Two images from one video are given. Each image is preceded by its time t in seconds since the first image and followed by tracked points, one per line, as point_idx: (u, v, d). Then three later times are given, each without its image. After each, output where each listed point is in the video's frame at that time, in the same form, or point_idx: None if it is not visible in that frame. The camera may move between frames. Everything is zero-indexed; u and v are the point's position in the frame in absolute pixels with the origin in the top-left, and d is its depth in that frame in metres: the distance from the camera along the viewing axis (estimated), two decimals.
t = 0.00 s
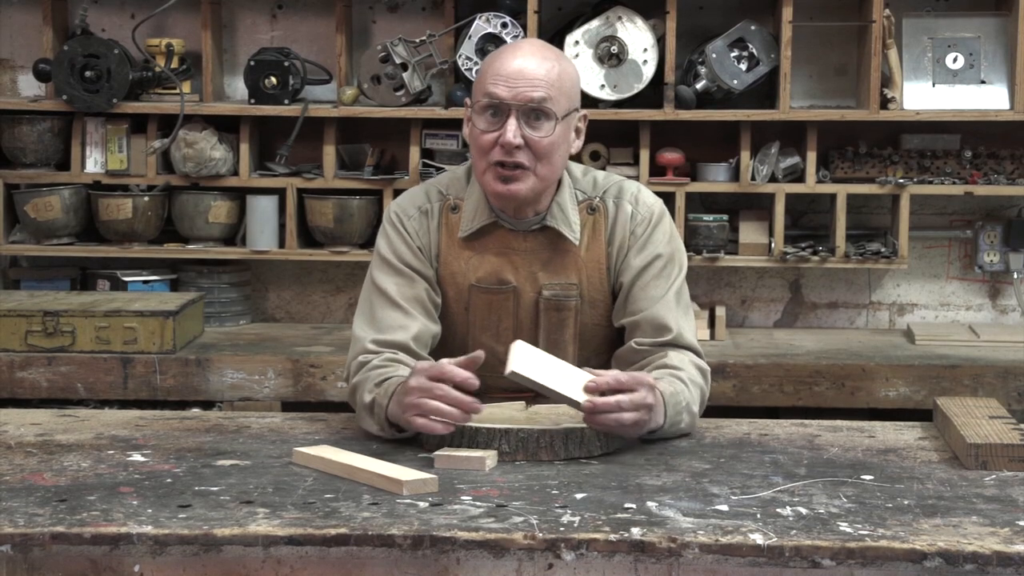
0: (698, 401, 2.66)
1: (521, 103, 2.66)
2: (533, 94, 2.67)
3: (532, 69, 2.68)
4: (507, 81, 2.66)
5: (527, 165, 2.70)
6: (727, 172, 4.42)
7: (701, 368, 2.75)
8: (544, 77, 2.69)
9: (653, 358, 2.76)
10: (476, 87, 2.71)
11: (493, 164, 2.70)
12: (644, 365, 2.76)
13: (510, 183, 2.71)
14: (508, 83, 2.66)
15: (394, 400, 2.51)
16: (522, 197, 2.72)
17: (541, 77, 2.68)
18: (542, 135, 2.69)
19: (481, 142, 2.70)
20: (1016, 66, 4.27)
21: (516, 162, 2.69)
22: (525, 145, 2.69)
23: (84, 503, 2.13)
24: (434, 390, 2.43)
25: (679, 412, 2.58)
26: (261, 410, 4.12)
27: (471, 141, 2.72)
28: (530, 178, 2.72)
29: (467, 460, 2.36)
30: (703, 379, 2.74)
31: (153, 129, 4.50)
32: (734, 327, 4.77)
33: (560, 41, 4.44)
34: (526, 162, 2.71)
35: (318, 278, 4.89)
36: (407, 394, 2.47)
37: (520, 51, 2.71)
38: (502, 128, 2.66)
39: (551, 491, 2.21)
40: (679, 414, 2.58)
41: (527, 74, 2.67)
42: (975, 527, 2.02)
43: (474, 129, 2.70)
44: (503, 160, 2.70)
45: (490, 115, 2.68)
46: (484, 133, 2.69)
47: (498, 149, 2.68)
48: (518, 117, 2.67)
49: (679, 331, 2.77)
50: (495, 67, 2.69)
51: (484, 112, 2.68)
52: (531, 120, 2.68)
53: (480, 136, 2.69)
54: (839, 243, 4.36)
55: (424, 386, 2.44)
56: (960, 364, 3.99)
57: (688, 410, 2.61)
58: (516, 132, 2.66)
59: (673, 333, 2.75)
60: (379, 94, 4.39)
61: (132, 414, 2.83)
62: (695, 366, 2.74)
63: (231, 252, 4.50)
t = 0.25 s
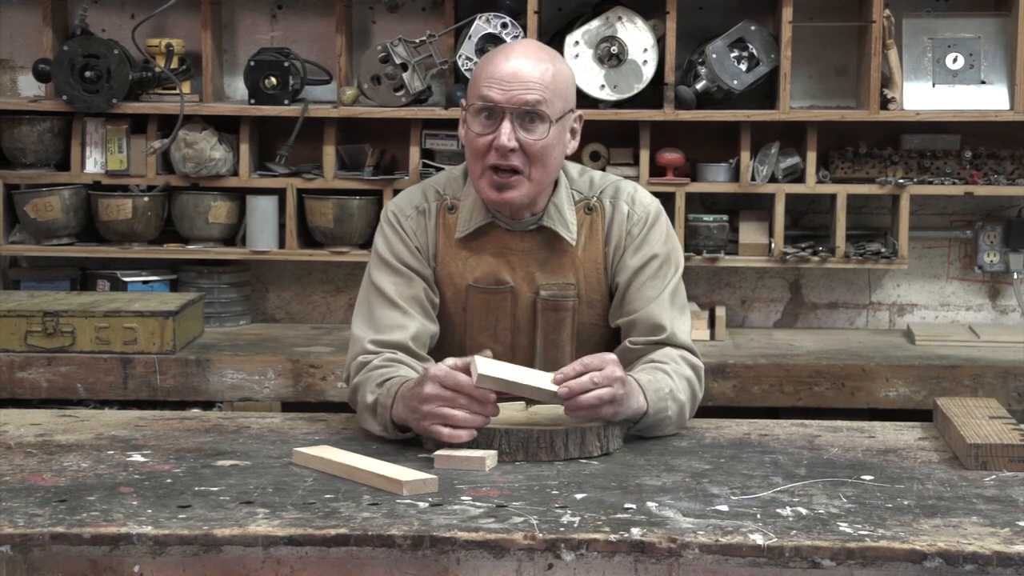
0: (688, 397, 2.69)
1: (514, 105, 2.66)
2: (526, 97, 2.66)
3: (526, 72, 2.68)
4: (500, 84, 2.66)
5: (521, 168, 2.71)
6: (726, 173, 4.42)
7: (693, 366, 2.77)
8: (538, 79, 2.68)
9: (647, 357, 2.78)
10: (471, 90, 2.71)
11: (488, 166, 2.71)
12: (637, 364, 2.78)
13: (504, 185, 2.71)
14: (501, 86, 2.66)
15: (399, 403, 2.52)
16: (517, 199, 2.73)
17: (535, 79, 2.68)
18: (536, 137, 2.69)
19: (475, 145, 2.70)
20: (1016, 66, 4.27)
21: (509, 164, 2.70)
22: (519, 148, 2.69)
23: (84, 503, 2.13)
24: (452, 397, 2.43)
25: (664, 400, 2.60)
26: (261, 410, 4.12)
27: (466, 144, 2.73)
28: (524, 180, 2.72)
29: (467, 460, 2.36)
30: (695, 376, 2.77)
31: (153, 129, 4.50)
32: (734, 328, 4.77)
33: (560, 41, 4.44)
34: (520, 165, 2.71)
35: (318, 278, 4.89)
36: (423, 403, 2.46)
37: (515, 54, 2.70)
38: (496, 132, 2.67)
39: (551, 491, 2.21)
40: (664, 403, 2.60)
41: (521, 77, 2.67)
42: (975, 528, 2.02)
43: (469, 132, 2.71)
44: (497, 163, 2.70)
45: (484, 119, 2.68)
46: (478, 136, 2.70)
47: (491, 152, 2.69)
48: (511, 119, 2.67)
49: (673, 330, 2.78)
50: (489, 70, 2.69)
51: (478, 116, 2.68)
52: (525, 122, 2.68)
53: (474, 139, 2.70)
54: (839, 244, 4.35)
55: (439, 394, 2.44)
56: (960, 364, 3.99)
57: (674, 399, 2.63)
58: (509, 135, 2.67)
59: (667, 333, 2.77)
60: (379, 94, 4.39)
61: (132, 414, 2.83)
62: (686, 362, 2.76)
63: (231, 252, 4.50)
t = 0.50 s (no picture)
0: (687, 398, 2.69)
1: (516, 110, 2.64)
2: (528, 102, 2.65)
3: (527, 76, 2.66)
4: (500, 89, 2.64)
5: (522, 173, 2.71)
6: (726, 173, 4.42)
7: (693, 366, 2.78)
8: (539, 83, 2.66)
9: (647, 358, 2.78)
10: (471, 94, 2.69)
11: (488, 171, 2.70)
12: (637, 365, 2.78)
13: (505, 189, 2.71)
14: (502, 91, 2.64)
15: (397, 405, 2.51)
16: (518, 203, 2.74)
17: (536, 83, 2.66)
18: (538, 142, 2.68)
19: (477, 150, 2.69)
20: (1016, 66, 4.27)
21: (512, 169, 2.69)
22: (521, 153, 2.68)
23: (84, 503, 2.13)
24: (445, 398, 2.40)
25: (662, 400, 2.60)
26: (261, 410, 4.12)
27: (467, 148, 2.72)
28: (526, 184, 2.72)
29: (467, 460, 2.36)
30: (695, 376, 2.77)
31: (153, 129, 4.50)
32: (734, 328, 4.77)
33: (560, 41, 4.44)
34: (522, 169, 2.70)
35: (318, 278, 4.89)
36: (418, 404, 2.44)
37: (515, 58, 2.68)
38: (497, 137, 2.66)
39: (551, 491, 2.21)
40: (663, 403, 2.60)
41: (522, 81, 2.65)
42: (975, 528, 2.02)
43: (470, 137, 2.69)
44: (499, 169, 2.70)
45: (485, 124, 2.67)
46: (480, 142, 2.68)
47: (493, 158, 2.68)
48: (513, 125, 2.65)
49: (673, 331, 2.79)
50: (490, 75, 2.66)
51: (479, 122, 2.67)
52: (526, 127, 2.66)
53: (475, 144, 2.69)
54: (839, 244, 4.35)
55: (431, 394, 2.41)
56: (960, 364, 3.99)
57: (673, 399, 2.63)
58: (511, 140, 2.65)
59: (667, 333, 2.78)
60: (379, 94, 4.39)
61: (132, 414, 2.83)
62: (686, 363, 2.77)
63: (231, 252, 4.50)
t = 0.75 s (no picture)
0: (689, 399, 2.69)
1: (525, 132, 2.60)
2: (537, 123, 2.60)
3: (535, 95, 2.60)
4: (509, 110, 2.59)
5: (531, 188, 2.70)
6: (726, 173, 4.42)
7: (694, 366, 2.77)
8: (548, 102, 2.61)
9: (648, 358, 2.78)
10: (478, 111, 2.64)
11: (498, 187, 2.70)
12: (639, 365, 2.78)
13: (515, 203, 2.72)
14: (510, 112, 2.59)
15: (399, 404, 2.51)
16: (527, 214, 2.75)
17: (544, 102, 2.61)
18: (547, 159, 2.66)
19: (486, 168, 2.67)
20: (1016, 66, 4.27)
21: (521, 186, 2.68)
22: (530, 170, 2.67)
23: (84, 503, 2.13)
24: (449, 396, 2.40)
25: (663, 402, 2.59)
26: (261, 410, 4.12)
27: (475, 163, 2.70)
28: (534, 197, 2.73)
29: (468, 461, 2.36)
30: (696, 376, 2.77)
31: (153, 129, 4.50)
32: (733, 328, 4.77)
33: (560, 41, 4.44)
34: (531, 185, 2.70)
35: (318, 278, 4.89)
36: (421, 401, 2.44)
37: (522, 75, 2.62)
38: (506, 158, 2.64)
39: (551, 491, 2.21)
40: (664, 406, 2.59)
41: (530, 102, 2.59)
42: (975, 528, 2.03)
43: (478, 154, 2.67)
44: (509, 186, 2.69)
45: (494, 143, 2.63)
46: (489, 159, 2.66)
47: (503, 176, 2.67)
48: (522, 145, 2.62)
49: (674, 330, 2.78)
50: (497, 93, 2.60)
51: (487, 142, 2.63)
52: (535, 145, 2.63)
53: (484, 162, 2.66)
54: (839, 244, 4.35)
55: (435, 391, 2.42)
56: (960, 364, 3.99)
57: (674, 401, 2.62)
58: (521, 161, 2.63)
59: (668, 333, 2.77)
60: (379, 94, 4.39)
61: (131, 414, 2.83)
62: (687, 363, 2.76)
63: (231, 252, 4.50)
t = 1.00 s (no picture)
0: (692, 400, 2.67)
1: (517, 132, 2.60)
2: (530, 123, 2.60)
3: (528, 95, 2.60)
4: (502, 109, 2.59)
5: (524, 188, 2.70)
6: (726, 173, 4.42)
7: (697, 367, 2.76)
8: (541, 102, 2.61)
9: (650, 358, 2.76)
10: (473, 111, 2.64)
11: (490, 186, 2.69)
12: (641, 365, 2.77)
13: (508, 204, 2.72)
14: (503, 112, 2.59)
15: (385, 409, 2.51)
16: (520, 214, 2.75)
17: (538, 103, 2.61)
18: (540, 159, 2.66)
19: (480, 167, 2.67)
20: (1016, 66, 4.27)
21: (514, 187, 2.68)
22: (523, 171, 2.67)
23: (84, 503, 2.13)
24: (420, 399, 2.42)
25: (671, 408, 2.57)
26: (261, 410, 4.12)
27: (469, 162, 2.70)
28: (528, 198, 2.72)
29: (468, 461, 2.36)
30: (699, 378, 2.76)
31: (153, 129, 4.50)
32: (733, 328, 4.77)
33: (560, 42, 4.44)
34: (524, 185, 2.69)
35: (318, 278, 4.89)
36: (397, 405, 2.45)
37: (517, 75, 2.62)
38: (499, 157, 2.63)
39: (551, 491, 2.21)
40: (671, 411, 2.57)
41: (524, 102, 2.59)
42: (975, 528, 2.02)
43: (472, 154, 2.67)
44: (502, 186, 2.69)
45: (488, 143, 2.63)
46: (482, 159, 2.66)
47: (496, 176, 2.67)
48: (515, 145, 2.62)
49: (676, 331, 2.77)
50: (491, 93, 2.61)
51: (481, 141, 2.63)
52: (528, 145, 2.63)
53: (478, 161, 2.67)
54: (839, 244, 4.35)
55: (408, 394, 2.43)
56: (960, 364, 3.99)
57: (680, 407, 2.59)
58: (513, 161, 2.63)
59: (670, 333, 2.76)
60: (379, 94, 4.39)
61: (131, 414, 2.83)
62: (690, 364, 2.75)
63: (231, 252, 4.50)
